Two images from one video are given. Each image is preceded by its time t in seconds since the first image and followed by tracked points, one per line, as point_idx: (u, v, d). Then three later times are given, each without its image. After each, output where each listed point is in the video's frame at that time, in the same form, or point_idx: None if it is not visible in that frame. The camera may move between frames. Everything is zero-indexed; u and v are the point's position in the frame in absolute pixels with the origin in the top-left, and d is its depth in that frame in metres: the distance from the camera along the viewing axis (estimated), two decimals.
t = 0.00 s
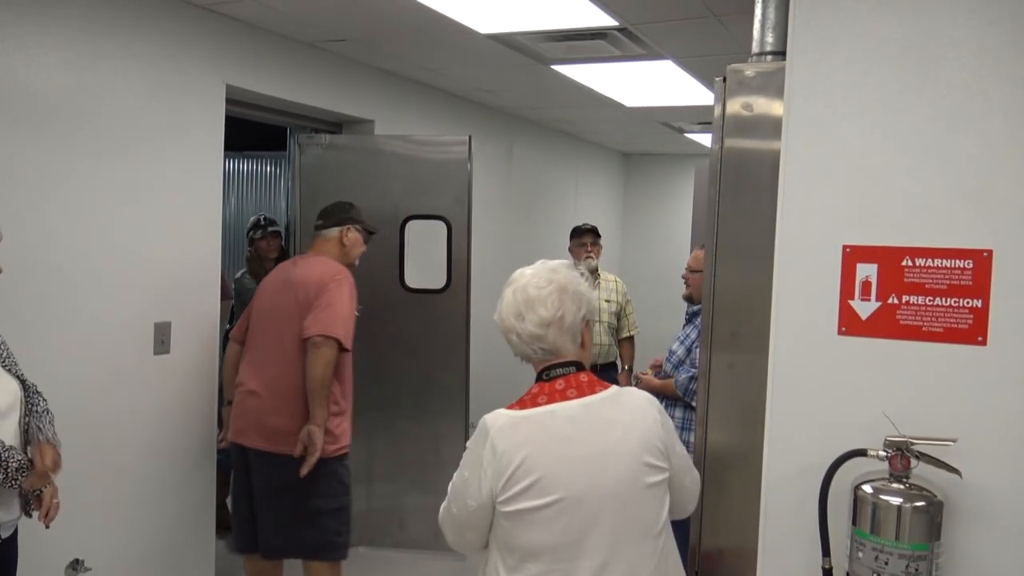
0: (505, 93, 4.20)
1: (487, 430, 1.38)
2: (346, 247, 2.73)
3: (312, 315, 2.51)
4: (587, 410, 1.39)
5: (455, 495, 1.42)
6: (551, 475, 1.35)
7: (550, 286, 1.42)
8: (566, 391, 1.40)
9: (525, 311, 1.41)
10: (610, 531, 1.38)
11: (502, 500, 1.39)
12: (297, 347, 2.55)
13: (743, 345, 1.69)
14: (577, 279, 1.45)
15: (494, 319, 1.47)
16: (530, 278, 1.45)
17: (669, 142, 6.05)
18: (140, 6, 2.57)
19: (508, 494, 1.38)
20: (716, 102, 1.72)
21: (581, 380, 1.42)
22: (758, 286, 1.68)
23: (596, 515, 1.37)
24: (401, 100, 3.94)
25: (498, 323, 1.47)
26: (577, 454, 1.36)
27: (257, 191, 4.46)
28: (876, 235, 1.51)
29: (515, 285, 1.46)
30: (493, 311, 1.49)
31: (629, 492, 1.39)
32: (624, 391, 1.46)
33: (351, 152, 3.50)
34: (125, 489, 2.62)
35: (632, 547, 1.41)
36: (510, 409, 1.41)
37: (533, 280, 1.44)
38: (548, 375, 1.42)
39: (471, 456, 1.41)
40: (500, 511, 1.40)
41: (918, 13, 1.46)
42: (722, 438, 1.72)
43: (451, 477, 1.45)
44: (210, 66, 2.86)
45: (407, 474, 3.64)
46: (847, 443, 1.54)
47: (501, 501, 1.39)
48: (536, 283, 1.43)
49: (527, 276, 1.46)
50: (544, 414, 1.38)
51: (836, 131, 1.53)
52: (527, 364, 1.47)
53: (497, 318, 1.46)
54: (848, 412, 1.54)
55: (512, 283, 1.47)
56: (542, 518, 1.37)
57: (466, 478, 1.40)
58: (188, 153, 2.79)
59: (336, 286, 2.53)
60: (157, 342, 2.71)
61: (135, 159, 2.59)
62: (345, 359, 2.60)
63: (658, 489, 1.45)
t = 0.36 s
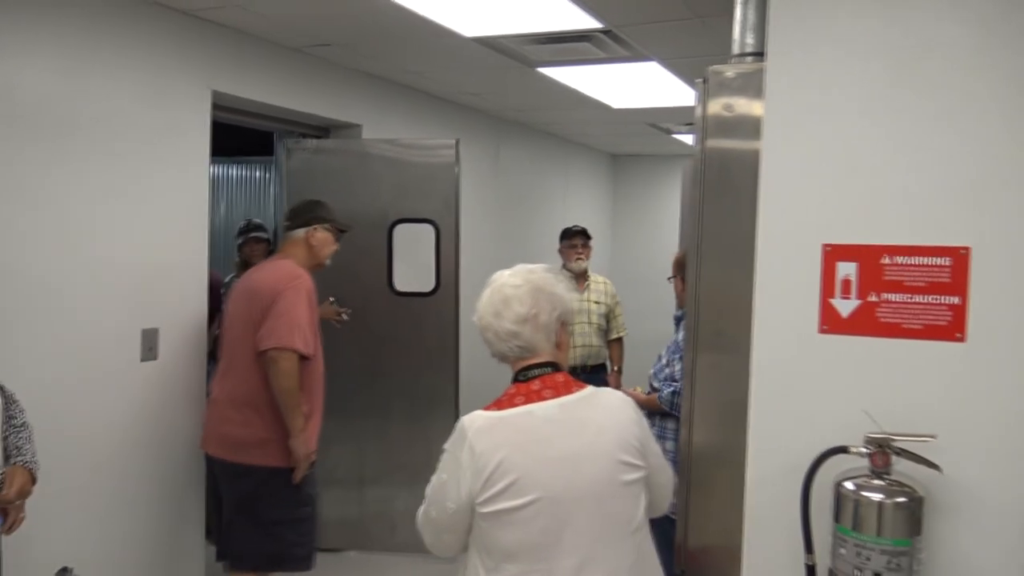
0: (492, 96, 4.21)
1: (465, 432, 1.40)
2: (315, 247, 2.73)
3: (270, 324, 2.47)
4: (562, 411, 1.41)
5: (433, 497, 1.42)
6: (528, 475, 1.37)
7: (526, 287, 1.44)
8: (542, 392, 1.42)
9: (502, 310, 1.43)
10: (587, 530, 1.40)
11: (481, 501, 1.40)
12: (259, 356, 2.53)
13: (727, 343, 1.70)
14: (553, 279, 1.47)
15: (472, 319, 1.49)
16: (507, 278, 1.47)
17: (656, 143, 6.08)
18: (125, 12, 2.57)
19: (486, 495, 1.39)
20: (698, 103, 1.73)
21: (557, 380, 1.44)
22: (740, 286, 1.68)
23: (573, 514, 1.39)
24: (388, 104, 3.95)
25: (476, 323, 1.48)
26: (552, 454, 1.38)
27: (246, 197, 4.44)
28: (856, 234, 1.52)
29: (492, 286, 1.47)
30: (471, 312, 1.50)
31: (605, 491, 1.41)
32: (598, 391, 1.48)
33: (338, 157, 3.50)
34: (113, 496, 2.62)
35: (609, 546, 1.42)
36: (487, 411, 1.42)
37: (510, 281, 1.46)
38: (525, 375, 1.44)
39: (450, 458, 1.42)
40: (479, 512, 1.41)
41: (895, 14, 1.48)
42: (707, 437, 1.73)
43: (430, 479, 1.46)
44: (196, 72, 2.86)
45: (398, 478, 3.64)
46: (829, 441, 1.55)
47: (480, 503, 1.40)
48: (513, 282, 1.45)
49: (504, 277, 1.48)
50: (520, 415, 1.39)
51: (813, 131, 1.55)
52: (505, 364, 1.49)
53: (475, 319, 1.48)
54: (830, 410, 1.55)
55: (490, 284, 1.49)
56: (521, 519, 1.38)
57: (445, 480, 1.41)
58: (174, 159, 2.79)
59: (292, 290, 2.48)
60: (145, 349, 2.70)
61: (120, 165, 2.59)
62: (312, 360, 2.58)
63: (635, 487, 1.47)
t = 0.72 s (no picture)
0: (454, 100, 4.21)
1: (418, 436, 1.41)
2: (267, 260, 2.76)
3: (215, 348, 2.42)
4: (514, 411, 1.42)
5: (388, 502, 1.43)
6: (480, 477, 1.37)
7: (475, 291, 1.46)
8: (494, 393, 1.43)
9: (451, 314, 1.44)
10: (540, 529, 1.41)
11: (434, 504, 1.40)
12: (205, 381, 2.47)
13: (684, 345, 1.72)
14: (502, 284, 1.50)
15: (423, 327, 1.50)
16: (457, 284, 1.49)
17: (619, 146, 6.12)
18: (78, 17, 2.53)
19: (439, 499, 1.40)
20: (652, 106, 1.75)
21: (508, 382, 1.45)
22: (695, 288, 1.71)
23: (527, 514, 1.40)
24: (350, 108, 3.93)
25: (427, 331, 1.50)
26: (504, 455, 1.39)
27: (209, 202, 4.38)
28: (805, 234, 1.55)
29: (442, 292, 1.49)
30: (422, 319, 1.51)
31: (557, 489, 1.42)
32: (550, 391, 1.49)
33: (300, 163, 3.48)
34: (70, 509, 2.57)
35: (562, 545, 1.43)
36: (439, 414, 1.43)
37: (459, 287, 1.48)
38: (477, 378, 1.45)
39: (403, 462, 1.42)
40: (433, 516, 1.42)
41: (843, 19, 1.51)
42: (665, 436, 1.75)
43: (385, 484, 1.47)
44: (152, 78, 2.82)
45: (364, 484, 3.62)
46: (784, 438, 1.58)
47: (433, 506, 1.41)
48: (462, 287, 1.47)
49: (453, 284, 1.50)
50: (472, 417, 1.40)
51: (763, 134, 1.57)
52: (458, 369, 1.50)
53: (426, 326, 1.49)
54: (783, 407, 1.58)
55: (440, 291, 1.51)
56: (474, 520, 1.39)
57: (400, 484, 1.42)
58: (130, 166, 2.75)
59: (238, 311, 2.44)
60: (103, 358, 2.66)
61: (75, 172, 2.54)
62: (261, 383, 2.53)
63: (587, 485, 1.48)
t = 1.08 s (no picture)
0: (435, 104, 4.21)
1: (396, 439, 1.41)
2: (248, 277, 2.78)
3: (200, 357, 2.42)
4: (491, 413, 1.43)
5: (366, 505, 1.43)
6: (457, 479, 1.37)
7: (453, 294, 1.47)
8: (471, 396, 1.44)
9: (429, 318, 1.45)
10: (518, 531, 1.41)
11: (412, 507, 1.40)
12: (187, 387, 2.46)
13: (664, 346, 1.73)
14: (479, 287, 1.51)
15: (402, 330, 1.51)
16: (434, 287, 1.50)
17: (601, 149, 6.15)
18: (53, 22, 2.50)
19: (417, 501, 1.39)
20: (629, 109, 1.76)
21: (484, 385, 1.45)
22: (675, 290, 1.72)
23: (505, 515, 1.40)
24: (330, 113, 3.92)
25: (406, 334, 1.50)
26: (481, 457, 1.39)
27: (190, 208, 4.33)
28: (782, 236, 1.56)
29: (420, 295, 1.50)
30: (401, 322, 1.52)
31: (534, 491, 1.42)
32: (526, 394, 1.50)
33: (280, 168, 3.47)
34: (48, 518, 2.54)
35: (539, 547, 1.43)
36: (417, 417, 1.43)
37: (437, 290, 1.48)
38: (454, 381, 1.46)
39: (381, 466, 1.42)
40: (411, 519, 1.42)
41: (816, 22, 1.52)
42: (646, 438, 1.75)
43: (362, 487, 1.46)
44: (129, 83, 2.80)
45: (348, 490, 3.60)
46: (763, 438, 1.59)
47: (411, 509, 1.40)
48: (439, 290, 1.48)
49: (432, 287, 1.51)
50: (450, 420, 1.40)
51: (738, 137, 1.59)
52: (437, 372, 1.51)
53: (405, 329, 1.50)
54: (763, 407, 1.59)
55: (418, 294, 1.52)
56: (451, 523, 1.38)
57: (377, 488, 1.41)
58: (109, 174, 2.73)
59: (227, 321, 2.46)
60: (82, 366, 2.63)
61: (52, 179, 2.51)
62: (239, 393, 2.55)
63: (565, 486, 1.49)
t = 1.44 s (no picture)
0: (459, 109, 4.23)
1: (420, 445, 1.42)
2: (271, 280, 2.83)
3: (217, 353, 2.45)
4: (516, 419, 1.43)
5: (391, 510, 1.44)
6: (482, 485, 1.38)
7: (476, 298, 1.48)
8: (495, 402, 1.44)
9: (452, 322, 1.46)
10: (543, 536, 1.41)
11: (437, 512, 1.41)
12: (207, 384, 2.49)
13: (688, 352, 1.73)
14: (501, 292, 1.52)
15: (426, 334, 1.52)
16: (458, 292, 1.51)
17: (626, 153, 6.14)
18: (84, 32, 2.56)
19: (442, 507, 1.40)
20: (653, 113, 1.76)
21: (509, 390, 1.46)
22: (698, 293, 1.71)
23: (530, 520, 1.40)
24: (356, 119, 3.96)
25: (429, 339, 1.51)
26: (506, 462, 1.40)
27: (219, 214, 4.40)
28: (808, 239, 1.55)
29: (443, 300, 1.51)
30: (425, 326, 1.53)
31: (559, 496, 1.43)
32: (550, 399, 1.51)
33: (307, 174, 3.51)
34: (80, 519, 2.59)
35: (564, 553, 1.43)
36: (441, 423, 1.44)
37: (460, 294, 1.49)
38: (477, 387, 1.46)
39: (406, 471, 1.43)
40: (436, 524, 1.42)
41: (839, 24, 1.51)
42: (672, 443, 1.75)
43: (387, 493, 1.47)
44: (159, 92, 2.85)
45: (374, 493, 3.63)
46: (789, 443, 1.58)
47: (436, 514, 1.41)
48: (462, 295, 1.49)
49: (455, 292, 1.52)
50: (475, 425, 1.41)
51: (762, 139, 1.58)
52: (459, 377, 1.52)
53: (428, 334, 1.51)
54: (788, 411, 1.58)
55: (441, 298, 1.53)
56: (476, 527, 1.39)
57: (402, 493, 1.42)
58: (139, 182, 2.78)
59: (244, 317, 2.47)
60: (113, 370, 2.68)
61: (83, 186, 2.57)
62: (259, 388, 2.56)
63: (589, 492, 1.49)
